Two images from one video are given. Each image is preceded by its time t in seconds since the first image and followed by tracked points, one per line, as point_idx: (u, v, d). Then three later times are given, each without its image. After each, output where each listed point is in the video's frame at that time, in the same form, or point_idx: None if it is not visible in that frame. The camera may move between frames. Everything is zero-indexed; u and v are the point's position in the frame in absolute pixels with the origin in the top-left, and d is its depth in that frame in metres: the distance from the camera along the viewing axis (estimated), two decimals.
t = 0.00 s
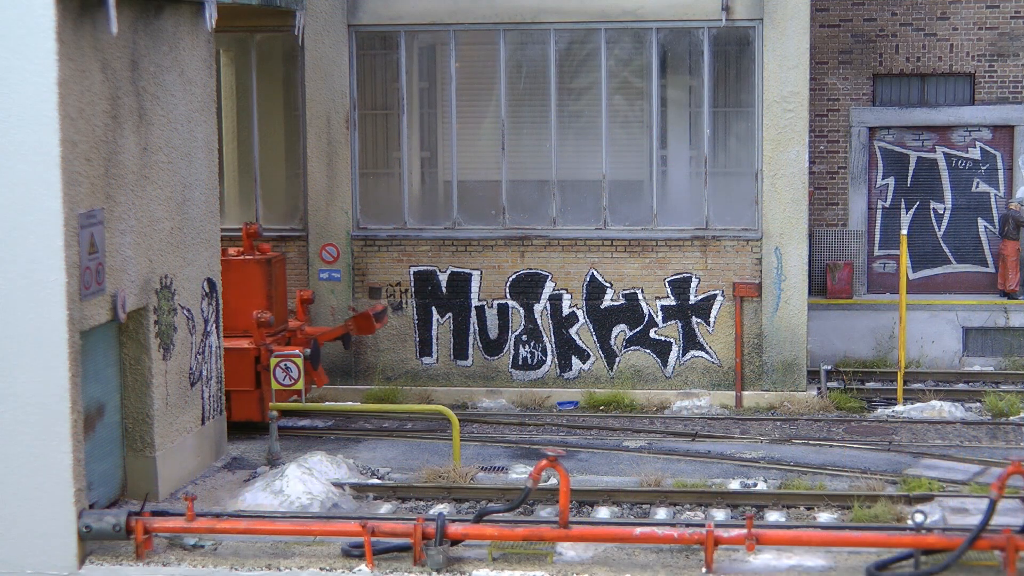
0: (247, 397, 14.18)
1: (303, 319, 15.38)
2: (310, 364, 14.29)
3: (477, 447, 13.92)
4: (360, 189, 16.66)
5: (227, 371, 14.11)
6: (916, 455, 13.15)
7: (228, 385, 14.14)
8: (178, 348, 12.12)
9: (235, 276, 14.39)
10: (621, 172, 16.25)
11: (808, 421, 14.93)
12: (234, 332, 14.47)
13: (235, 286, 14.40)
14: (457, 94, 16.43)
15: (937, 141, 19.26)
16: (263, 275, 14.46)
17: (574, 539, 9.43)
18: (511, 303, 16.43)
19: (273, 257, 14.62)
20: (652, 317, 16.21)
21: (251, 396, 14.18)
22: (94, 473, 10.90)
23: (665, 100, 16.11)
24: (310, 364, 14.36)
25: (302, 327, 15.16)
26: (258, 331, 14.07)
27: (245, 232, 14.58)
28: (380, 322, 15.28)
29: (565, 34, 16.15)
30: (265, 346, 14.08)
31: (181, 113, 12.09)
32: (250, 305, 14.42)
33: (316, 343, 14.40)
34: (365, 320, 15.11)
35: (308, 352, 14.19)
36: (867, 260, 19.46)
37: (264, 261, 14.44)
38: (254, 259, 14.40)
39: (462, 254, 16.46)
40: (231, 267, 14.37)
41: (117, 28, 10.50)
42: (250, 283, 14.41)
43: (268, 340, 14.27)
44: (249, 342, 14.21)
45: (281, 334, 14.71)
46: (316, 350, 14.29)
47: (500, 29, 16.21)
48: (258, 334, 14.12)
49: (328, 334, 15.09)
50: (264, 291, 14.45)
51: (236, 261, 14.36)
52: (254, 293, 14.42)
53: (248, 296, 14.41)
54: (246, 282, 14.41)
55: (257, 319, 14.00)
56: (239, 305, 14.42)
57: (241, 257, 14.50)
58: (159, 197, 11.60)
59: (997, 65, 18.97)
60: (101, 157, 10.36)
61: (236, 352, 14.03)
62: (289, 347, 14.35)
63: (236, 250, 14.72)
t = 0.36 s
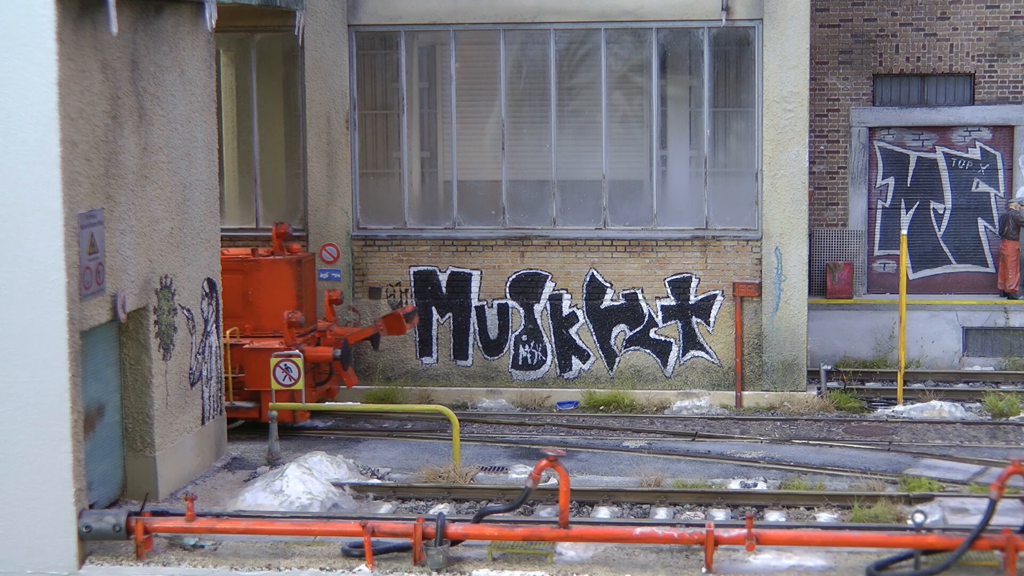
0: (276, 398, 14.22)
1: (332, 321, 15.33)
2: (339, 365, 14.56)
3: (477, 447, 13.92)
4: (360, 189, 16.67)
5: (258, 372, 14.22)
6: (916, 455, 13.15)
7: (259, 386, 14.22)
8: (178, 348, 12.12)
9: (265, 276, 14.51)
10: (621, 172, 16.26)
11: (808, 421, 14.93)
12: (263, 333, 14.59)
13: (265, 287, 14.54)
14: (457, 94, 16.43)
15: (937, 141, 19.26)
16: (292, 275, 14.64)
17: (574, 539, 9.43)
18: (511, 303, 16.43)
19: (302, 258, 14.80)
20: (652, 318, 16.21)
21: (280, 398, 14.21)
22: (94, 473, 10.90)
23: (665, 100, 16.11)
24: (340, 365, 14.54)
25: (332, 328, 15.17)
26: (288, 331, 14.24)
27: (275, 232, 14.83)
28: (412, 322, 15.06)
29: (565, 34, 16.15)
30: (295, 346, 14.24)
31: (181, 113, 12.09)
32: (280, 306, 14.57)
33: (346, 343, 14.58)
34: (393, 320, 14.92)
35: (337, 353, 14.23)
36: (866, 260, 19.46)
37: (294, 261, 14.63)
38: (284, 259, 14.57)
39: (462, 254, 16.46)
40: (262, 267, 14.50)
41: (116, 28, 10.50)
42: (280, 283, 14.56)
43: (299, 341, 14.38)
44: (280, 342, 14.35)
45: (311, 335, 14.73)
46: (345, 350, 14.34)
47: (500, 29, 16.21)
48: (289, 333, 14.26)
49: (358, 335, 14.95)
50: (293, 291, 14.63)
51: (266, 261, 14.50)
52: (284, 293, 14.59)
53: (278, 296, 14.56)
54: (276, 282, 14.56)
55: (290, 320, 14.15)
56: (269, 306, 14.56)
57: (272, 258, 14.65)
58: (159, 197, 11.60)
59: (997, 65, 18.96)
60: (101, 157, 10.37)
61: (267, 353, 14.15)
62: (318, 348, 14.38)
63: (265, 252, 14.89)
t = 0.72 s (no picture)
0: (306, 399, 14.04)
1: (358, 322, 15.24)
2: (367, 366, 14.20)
3: (477, 447, 13.92)
4: (360, 189, 16.68)
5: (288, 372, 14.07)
6: (916, 455, 13.15)
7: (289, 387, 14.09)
8: (178, 348, 12.11)
9: (295, 275, 14.37)
10: (621, 172, 16.26)
11: (808, 421, 14.93)
12: (292, 333, 14.42)
13: (295, 287, 14.39)
14: (457, 94, 16.44)
15: (937, 141, 19.27)
16: (321, 275, 14.48)
17: (574, 539, 9.43)
18: (511, 303, 16.43)
19: (331, 258, 14.66)
20: (652, 317, 16.21)
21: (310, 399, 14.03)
22: (94, 473, 10.90)
23: (665, 100, 16.10)
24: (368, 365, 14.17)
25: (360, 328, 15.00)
26: (318, 331, 14.10)
27: (306, 232, 14.63)
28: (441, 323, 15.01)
29: (565, 34, 16.15)
30: (324, 347, 14.05)
31: (181, 113, 12.09)
32: (310, 306, 14.42)
33: (376, 343, 14.30)
34: (425, 320, 14.85)
35: (366, 354, 13.99)
36: (866, 260, 19.47)
37: (324, 260, 14.49)
38: (314, 259, 14.43)
39: (462, 254, 16.46)
40: (291, 267, 14.36)
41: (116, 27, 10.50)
42: (309, 283, 14.41)
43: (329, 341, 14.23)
44: (310, 342, 14.16)
45: (340, 335, 14.47)
46: (376, 351, 14.10)
47: (500, 29, 16.21)
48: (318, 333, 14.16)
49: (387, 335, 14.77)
50: (323, 291, 14.48)
51: (296, 261, 14.36)
52: (314, 293, 14.42)
53: (308, 296, 14.41)
54: (306, 282, 14.41)
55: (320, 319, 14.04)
56: (299, 306, 14.41)
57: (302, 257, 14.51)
58: (159, 197, 11.61)
59: (997, 65, 18.96)
60: (101, 157, 10.37)
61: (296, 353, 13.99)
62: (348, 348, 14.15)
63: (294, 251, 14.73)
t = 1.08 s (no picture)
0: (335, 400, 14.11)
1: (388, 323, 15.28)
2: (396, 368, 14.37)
3: (477, 447, 13.92)
4: (360, 189, 16.68)
5: (317, 373, 14.11)
6: (916, 455, 13.15)
7: (318, 387, 14.11)
8: (178, 348, 12.11)
9: (323, 276, 14.46)
10: (621, 172, 16.26)
11: (808, 421, 14.93)
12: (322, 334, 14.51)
13: (323, 288, 14.48)
14: (457, 94, 16.44)
15: (936, 141, 19.27)
16: (349, 276, 14.51)
17: (574, 539, 9.43)
18: (511, 303, 16.43)
19: (360, 258, 14.64)
20: (652, 317, 16.21)
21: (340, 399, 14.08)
22: (94, 473, 10.90)
23: (665, 99, 16.10)
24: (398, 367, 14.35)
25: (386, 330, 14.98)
26: (347, 332, 14.17)
27: (333, 232, 14.66)
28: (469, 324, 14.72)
29: (565, 35, 16.15)
30: (354, 347, 14.14)
31: (181, 113, 12.09)
32: (338, 306, 14.48)
33: (405, 344, 14.46)
34: (454, 322, 14.57)
35: (396, 356, 14.09)
36: (866, 260, 19.48)
37: (352, 261, 14.52)
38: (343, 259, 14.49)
39: (462, 254, 16.47)
40: (319, 267, 14.45)
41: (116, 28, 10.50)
42: (338, 283, 14.46)
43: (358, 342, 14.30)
44: (340, 343, 14.27)
45: (368, 336, 14.57)
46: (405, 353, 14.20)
47: (500, 29, 16.21)
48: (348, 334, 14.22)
49: (416, 336, 14.62)
50: (352, 291, 14.51)
51: (325, 261, 14.45)
52: (342, 294, 14.47)
53: (336, 297, 14.47)
54: (334, 283, 14.48)
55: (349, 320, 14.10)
56: (327, 306, 14.50)
57: (330, 258, 14.60)
58: (159, 197, 11.60)
59: (997, 65, 18.96)
60: (101, 157, 10.37)
61: (326, 353, 14.07)
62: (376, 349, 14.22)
63: (322, 252, 14.82)
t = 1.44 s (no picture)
0: (363, 399, 14.17)
1: (413, 323, 15.38)
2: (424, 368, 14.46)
3: (477, 447, 13.92)
4: (360, 189, 16.68)
5: (345, 373, 14.15)
6: (916, 455, 13.15)
7: (346, 387, 14.17)
8: (178, 348, 12.11)
9: (350, 276, 14.46)
10: (621, 172, 16.26)
11: (808, 421, 14.93)
12: (349, 334, 14.53)
13: (350, 287, 14.48)
14: (457, 94, 16.44)
15: (937, 141, 19.27)
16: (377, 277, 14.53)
17: (574, 539, 9.43)
18: (511, 303, 16.43)
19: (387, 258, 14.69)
20: (652, 317, 16.21)
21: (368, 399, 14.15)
22: (94, 473, 10.90)
23: (665, 99, 16.10)
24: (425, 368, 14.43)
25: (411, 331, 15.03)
26: (375, 332, 14.22)
27: (361, 234, 14.81)
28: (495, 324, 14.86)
29: (565, 35, 16.14)
30: (382, 347, 14.18)
31: (181, 114, 12.09)
32: (365, 306, 14.49)
33: (432, 345, 14.54)
34: (480, 322, 14.68)
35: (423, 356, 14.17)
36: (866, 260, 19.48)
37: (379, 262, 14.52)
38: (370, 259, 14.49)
39: (462, 254, 16.47)
40: (347, 268, 14.45)
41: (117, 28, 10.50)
42: (365, 284, 14.47)
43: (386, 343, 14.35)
44: (367, 343, 14.31)
45: (395, 336, 14.66)
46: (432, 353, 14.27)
47: (500, 29, 16.20)
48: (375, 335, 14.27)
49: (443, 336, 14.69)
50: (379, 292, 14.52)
51: (352, 261, 14.45)
52: (369, 295, 14.49)
53: (363, 297, 14.47)
54: (361, 283, 14.48)
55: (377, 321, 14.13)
56: (354, 306, 14.50)
57: (357, 258, 14.60)
58: (159, 197, 11.60)
59: (997, 65, 18.96)
60: (101, 157, 10.36)
61: (354, 353, 14.11)
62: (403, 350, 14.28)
63: (349, 252, 14.83)
